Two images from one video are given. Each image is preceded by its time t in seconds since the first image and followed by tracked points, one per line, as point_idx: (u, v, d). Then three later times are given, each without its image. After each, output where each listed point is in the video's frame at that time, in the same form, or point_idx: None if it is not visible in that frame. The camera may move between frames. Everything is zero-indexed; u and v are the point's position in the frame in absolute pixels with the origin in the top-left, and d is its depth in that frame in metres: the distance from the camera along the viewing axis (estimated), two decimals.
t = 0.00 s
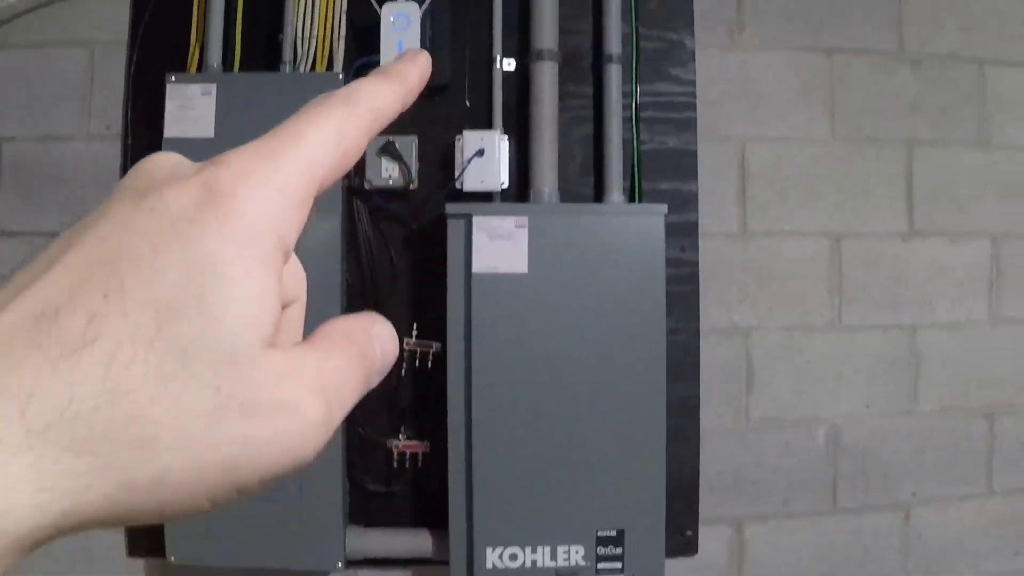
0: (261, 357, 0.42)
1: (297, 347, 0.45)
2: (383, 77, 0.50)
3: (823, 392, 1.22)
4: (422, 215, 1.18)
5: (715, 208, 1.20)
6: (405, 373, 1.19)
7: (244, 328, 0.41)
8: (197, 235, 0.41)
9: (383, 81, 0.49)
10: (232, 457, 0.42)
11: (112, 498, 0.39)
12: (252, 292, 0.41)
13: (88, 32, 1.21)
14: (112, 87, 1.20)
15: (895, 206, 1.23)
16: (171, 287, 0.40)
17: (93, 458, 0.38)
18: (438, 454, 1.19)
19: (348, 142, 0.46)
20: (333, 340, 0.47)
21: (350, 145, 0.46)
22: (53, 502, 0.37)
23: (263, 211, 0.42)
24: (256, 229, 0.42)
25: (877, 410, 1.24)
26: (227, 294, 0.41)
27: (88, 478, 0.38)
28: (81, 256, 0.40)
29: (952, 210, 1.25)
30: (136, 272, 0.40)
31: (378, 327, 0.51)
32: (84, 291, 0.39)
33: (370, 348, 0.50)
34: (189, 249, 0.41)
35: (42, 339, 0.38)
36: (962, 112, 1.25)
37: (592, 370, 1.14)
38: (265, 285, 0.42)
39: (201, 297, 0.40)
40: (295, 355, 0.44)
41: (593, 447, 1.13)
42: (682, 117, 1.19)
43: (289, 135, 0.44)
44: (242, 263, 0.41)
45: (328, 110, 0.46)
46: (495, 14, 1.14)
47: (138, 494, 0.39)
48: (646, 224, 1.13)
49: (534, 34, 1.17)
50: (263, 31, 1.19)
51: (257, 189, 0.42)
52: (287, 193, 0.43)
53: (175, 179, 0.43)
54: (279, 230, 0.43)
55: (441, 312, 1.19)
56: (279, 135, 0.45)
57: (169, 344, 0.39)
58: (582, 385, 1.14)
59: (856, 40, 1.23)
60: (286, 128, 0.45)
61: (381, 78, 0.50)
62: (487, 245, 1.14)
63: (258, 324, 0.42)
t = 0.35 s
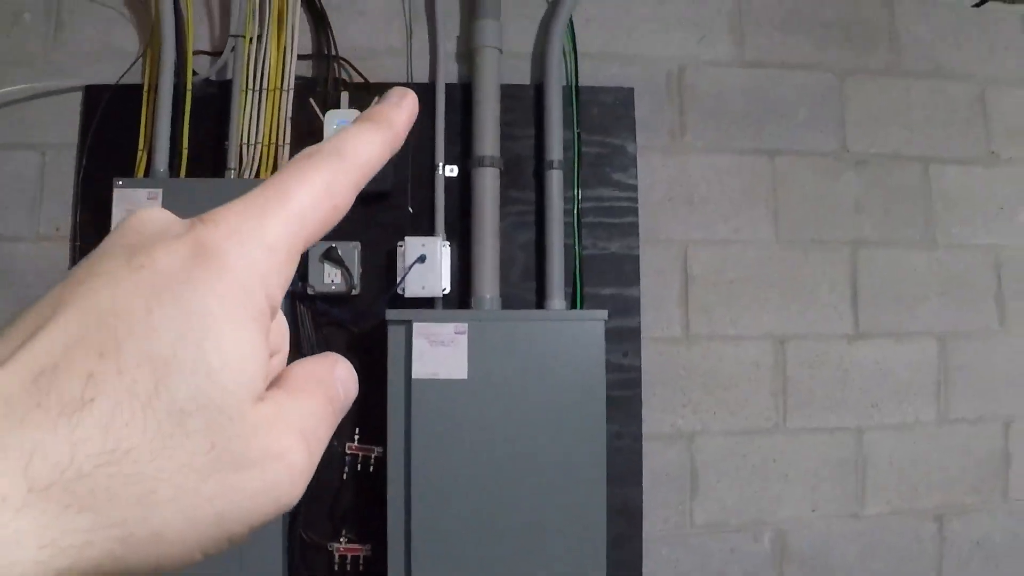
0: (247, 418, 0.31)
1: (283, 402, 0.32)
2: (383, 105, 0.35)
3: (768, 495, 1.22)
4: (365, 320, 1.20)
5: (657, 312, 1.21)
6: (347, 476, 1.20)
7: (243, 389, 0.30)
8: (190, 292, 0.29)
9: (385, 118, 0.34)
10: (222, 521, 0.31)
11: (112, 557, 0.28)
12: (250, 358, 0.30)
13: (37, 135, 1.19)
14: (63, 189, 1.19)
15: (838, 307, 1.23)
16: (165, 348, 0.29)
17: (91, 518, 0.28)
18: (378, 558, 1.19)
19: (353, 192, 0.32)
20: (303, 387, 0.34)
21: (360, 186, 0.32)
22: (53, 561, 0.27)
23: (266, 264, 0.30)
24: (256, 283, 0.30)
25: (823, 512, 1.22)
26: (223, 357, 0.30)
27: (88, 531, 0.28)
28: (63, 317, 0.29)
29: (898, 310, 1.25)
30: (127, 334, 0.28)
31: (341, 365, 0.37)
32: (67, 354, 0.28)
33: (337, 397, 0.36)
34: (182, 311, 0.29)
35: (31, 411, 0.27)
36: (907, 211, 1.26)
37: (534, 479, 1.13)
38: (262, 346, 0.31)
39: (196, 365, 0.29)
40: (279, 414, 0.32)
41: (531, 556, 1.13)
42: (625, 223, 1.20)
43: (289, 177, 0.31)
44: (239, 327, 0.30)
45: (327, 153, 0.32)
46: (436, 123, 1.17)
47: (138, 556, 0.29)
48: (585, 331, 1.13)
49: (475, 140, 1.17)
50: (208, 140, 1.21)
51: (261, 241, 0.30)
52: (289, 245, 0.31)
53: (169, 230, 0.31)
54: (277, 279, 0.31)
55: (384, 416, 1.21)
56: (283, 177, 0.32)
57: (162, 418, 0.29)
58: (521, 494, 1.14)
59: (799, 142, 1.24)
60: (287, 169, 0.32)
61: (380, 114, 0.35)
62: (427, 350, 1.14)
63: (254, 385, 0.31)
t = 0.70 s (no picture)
0: (245, 504, 0.26)
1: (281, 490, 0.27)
2: (386, 200, 0.31)
3: (748, 543, 1.19)
4: (341, 364, 1.21)
5: (635, 357, 1.19)
6: (323, 520, 1.20)
7: (248, 466, 0.26)
8: (199, 364, 0.26)
9: (391, 213, 0.31)
10: None
11: None
12: (257, 438, 0.26)
13: (18, 182, 1.26)
14: (38, 237, 1.25)
15: (818, 352, 1.22)
16: (170, 419, 0.25)
17: None
18: None
19: (367, 276, 0.29)
20: (304, 475, 0.28)
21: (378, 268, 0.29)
22: None
23: (277, 340, 0.27)
24: (266, 359, 0.27)
25: (803, 560, 1.20)
26: (229, 432, 0.25)
27: None
28: (63, 375, 0.25)
29: (878, 355, 1.24)
30: (135, 403, 0.25)
31: (326, 455, 0.30)
32: (69, 414, 0.24)
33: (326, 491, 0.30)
34: (191, 383, 0.26)
35: (27, 472, 0.23)
36: (887, 256, 1.27)
37: (509, 529, 1.10)
38: (271, 424, 0.26)
39: (202, 437, 0.25)
40: (276, 505, 0.27)
41: None
42: (602, 266, 1.19)
43: (303, 254, 0.28)
44: (246, 403, 0.26)
45: (332, 244, 0.29)
46: (412, 167, 1.17)
47: None
48: (560, 375, 1.10)
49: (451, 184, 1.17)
50: (185, 182, 1.24)
51: (273, 315, 0.27)
52: (300, 324, 0.27)
53: (179, 299, 0.28)
54: (286, 356, 0.27)
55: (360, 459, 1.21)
56: (299, 253, 0.28)
57: (161, 492, 0.25)
58: (496, 546, 1.10)
59: (778, 186, 1.25)
60: (304, 245, 0.29)
61: (387, 204, 0.31)
62: (404, 395, 1.12)
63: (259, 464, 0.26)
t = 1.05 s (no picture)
0: (252, 535, 0.25)
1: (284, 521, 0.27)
2: (395, 226, 0.31)
3: (748, 556, 1.19)
4: (341, 377, 1.21)
5: (634, 369, 1.19)
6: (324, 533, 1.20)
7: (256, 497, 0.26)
8: (205, 396, 0.25)
9: (396, 243, 0.31)
10: None
11: None
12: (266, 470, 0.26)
13: (18, 196, 1.27)
14: (39, 252, 1.26)
15: (817, 364, 1.22)
16: (177, 451, 0.24)
17: None
18: None
19: (372, 309, 0.29)
20: (305, 510, 0.28)
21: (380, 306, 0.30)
22: None
23: (285, 373, 0.27)
24: (273, 392, 0.26)
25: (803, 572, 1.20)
26: (240, 463, 0.25)
27: None
28: (62, 407, 0.24)
29: (877, 368, 1.24)
30: (139, 435, 0.24)
31: (326, 484, 0.30)
32: (71, 446, 0.23)
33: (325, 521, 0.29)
34: (197, 413, 0.25)
35: (28, 507, 0.21)
36: (888, 268, 1.26)
37: (509, 542, 1.10)
38: (275, 456, 0.26)
39: (211, 468, 0.24)
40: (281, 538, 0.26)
41: None
42: (601, 279, 1.19)
43: (307, 289, 0.28)
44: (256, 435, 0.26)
45: (340, 275, 0.29)
46: (412, 180, 1.17)
47: None
48: (559, 389, 1.10)
49: (450, 197, 1.17)
50: (185, 196, 1.25)
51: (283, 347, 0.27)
52: (305, 356, 0.27)
53: (182, 329, 0.27)
54: (291, 389, 0.27)
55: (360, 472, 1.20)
56: (304, 287, 0.28)
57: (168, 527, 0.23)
58: (495, 559, 1.10)
59: (777, 198, 1.24)
60: (307, 280, 0.29)
61: (384, 237, 0.31)
62: (403, 408, 1.12)
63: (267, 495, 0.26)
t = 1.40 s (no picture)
0: (264, 556, 0.25)
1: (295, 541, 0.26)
2: (407, 247, 0.33)
3: (758, 548, 1.19)
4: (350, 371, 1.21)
5: (643, 362, 1.19)
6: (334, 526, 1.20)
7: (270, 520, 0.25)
8: (220, 417, 0.26)
9: (412, 260, 0.32)
10: None
11: None
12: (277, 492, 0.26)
13: (26, 192, 1.27)
14: (47, 248, 1.27)
15: (826, 356, 1.22)
16: (192, 473, 0.24)
17: None
18: None
19: (384, 328, 0.30)
20: (320, 528, 0.28)
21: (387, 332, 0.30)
22: None
23: (297, 397, 0.27)
24: (285, 416, 0.27)
25: (813, 564, 1.20)
26: (253, 483, 0.25)
27: None
28: (77, 430, 0.24)
29: (887, 360, 1.24)
30: (154, 457, 0.24)
31: (339, 501, 0.30)
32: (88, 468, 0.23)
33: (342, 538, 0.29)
34: (212, 435, 0.25)
35: (44, 531, 0.22)
36: (897, 260, 1.26)
37: (519, 535, 1.10)
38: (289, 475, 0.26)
39: (225, 490, 0.24)
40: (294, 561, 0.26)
41: None
42: (609, 271, 1.19)
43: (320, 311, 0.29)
44: (268, 458, 0.26)
45: (352, 295, 0.29)
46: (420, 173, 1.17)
47: None
48: (568, 381, 1.09)
49: (458, 190, 1.17)
50: (193, 191, 1.25)
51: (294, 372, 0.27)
52: (319, 376, 0.28)
53: (196, 350, 0.28)
54: (303, 410, 0.28)
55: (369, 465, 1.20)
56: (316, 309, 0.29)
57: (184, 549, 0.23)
58: (505, 552, 1.10)
59: (786, 190, 1.24)
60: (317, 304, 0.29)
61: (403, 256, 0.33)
62: (413, 401, 1.12)
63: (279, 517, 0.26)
